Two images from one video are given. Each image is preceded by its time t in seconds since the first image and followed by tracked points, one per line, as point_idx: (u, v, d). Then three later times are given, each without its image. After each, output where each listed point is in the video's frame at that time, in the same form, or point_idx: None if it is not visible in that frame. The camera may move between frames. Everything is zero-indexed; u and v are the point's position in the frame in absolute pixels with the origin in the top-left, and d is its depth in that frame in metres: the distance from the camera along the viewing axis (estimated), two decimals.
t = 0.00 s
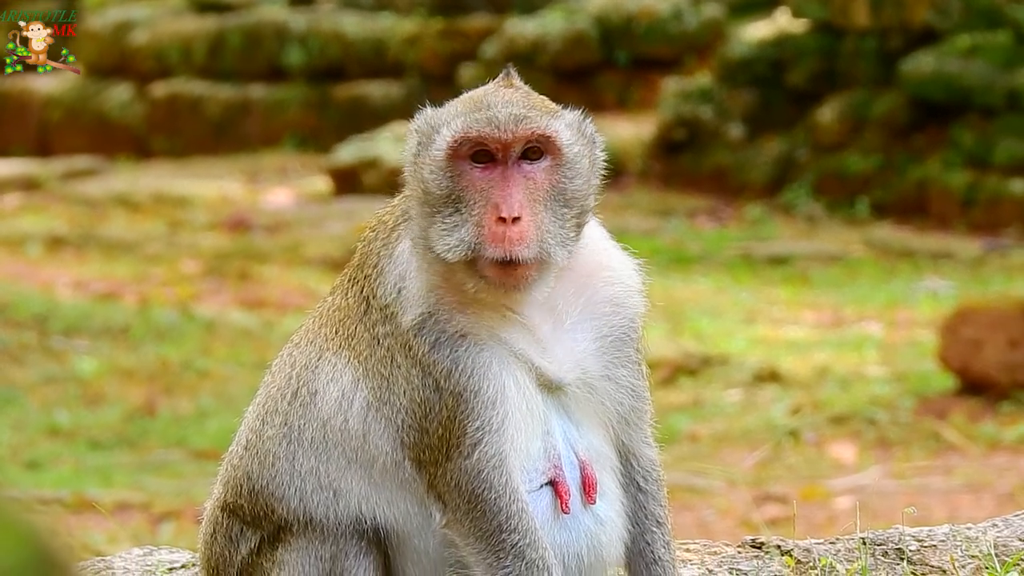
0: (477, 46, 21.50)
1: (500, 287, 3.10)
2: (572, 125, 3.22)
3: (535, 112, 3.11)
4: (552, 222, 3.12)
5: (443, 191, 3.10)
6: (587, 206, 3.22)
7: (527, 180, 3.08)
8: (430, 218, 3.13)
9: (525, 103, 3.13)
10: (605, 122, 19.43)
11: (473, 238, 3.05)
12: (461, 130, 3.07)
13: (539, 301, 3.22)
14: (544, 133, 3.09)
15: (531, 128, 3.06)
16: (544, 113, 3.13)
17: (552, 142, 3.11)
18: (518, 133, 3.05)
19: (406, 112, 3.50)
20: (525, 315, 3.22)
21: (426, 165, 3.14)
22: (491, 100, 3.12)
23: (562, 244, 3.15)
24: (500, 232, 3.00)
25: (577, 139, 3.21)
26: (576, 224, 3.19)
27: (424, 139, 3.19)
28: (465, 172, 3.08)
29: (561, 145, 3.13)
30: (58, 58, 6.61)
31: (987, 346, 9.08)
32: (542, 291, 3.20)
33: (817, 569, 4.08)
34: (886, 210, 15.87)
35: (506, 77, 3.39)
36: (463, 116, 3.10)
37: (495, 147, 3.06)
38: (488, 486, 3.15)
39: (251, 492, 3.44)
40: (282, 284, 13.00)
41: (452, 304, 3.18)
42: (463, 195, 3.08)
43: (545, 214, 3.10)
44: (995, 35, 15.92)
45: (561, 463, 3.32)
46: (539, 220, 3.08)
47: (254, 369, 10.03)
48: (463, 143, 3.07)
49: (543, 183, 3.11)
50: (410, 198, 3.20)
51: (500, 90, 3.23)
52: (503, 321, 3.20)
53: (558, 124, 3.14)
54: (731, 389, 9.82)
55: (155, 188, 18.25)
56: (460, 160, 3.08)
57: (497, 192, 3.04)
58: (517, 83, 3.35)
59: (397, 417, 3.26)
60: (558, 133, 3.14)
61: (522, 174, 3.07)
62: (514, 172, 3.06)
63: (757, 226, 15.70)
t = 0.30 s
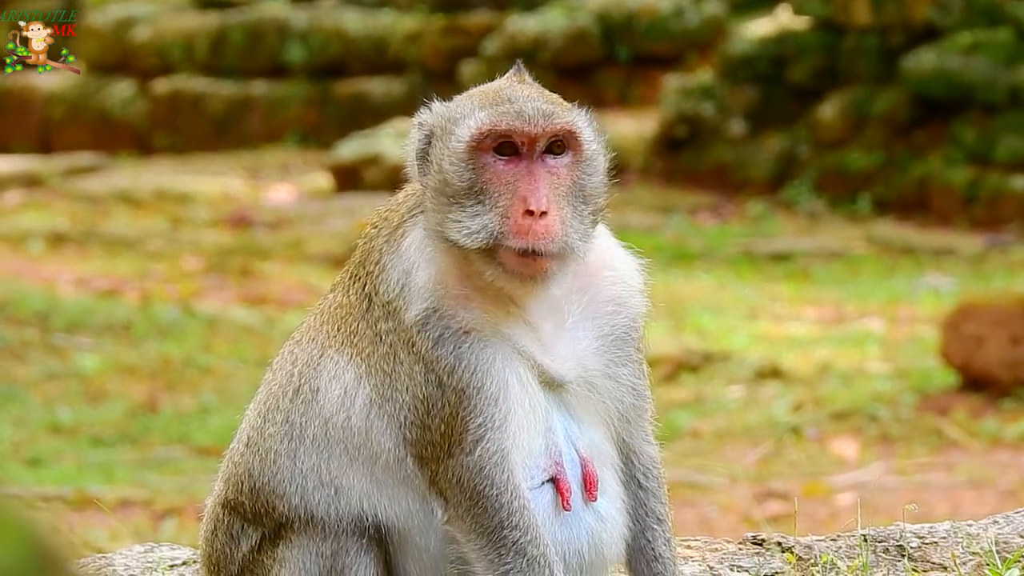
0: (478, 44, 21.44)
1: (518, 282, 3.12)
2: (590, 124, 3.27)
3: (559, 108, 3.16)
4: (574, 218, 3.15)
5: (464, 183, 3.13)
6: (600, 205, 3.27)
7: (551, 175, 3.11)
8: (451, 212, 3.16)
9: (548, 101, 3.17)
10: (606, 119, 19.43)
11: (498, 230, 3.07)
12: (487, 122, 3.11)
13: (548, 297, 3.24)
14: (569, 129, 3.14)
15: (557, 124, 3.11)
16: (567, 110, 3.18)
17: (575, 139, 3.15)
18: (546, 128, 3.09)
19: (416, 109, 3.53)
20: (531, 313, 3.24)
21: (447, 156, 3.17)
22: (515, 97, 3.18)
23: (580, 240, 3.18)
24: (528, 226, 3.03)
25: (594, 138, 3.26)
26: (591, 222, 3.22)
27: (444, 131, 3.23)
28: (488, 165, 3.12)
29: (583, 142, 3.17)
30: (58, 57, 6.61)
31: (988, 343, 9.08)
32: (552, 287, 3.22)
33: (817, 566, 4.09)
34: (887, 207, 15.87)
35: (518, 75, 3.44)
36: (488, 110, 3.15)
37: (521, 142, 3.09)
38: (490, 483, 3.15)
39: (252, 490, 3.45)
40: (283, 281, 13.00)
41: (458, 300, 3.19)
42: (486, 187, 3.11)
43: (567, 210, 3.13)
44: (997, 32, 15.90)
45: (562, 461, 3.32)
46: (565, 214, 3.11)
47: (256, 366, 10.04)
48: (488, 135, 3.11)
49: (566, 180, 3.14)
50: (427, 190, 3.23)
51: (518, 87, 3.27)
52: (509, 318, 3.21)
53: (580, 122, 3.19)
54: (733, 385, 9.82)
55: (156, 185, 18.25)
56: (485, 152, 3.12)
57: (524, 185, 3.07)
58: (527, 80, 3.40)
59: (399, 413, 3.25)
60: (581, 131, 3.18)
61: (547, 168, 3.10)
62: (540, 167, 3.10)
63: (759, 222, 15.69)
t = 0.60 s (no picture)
0: (478, 43, 21.45)
1: (540, 280, 3.14)
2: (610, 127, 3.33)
3: (583, 108, 3.20)
4: (597, 216, 3.19)
5: (488, 178, 3.15)
6: (614, 205, 3.31)
7: (577, 172, 3.14)
8: (475, 208, 3.17)
9: (572, 102, 3.22)
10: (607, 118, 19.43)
11: (526, 226, 3.09)
12: (516, 119, 3.14)
13: (564, 298, 3.26)
14: (593, 128, 3.18)
15: (583, 123, 3.15)
16: (589, 110, 3.23)
17: (598, 139, 3.20)
18: (573, 127, 3.13)
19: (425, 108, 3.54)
20: (542, 313, 3.25)
21: (471, 151, 3.18)
22: (539, 96, 3.21)
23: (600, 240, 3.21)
24: (558, 223, 3.07)
25: (612, 139, 3.31)
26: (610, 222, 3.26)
27: (465, 127, 3.24)
28: (513, 161, 3.14)
29: (605, 143, 3.22)
30: (58, 58, 6.60)
31: (989, 341, 9.08)
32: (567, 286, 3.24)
33: (817, 566, 4.09)
34: (888, 206, 15.87)
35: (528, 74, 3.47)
36: (513, 107, 3.17)
37: (548, 140, 3.13)
38: (493, 481, 3.15)
39: (253, 489, 3.45)
40: (284, 280, 13.01)
41: (467, 298, 3.19)
42: (512, 184, 3.13)
43: (591, 209, 3.16)
44: (998, 30, 15.90)
45: (564, 459, 3.32)
46: (592, 213, 3.15)
47: (257, 365, 10.04)
48: (516, 132, 3.14)
49: (590, 180, 3.18)
50: (449, 186, 3.24)
51: (536, 85, 3.31)
52: (518, 316, 3.22)
53: (603, 123, 3.24)
54: (734, 384, 9.82)
55: (157, 184, 18.25)
56: (511, 148, 3.14)
57: (553, 181, 3.10)
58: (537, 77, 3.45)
59: (403, 411, 3.25)
60: (603, 131, 3.23)
61: (574, 167, 3.14)
62: (567, 165, 3.13)
63: (759, 221, 15.69)
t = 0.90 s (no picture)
0: (478, 44, 21.45)
1: (552, 278, 3.15)
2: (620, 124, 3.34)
3: (596, 106, 3.21)
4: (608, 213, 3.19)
5: (502, 174, 3.14)
6: (622, 204, 3.32)
7: (589, 168, 3.15)
8: (487, 204, 3.16)
9: (584, 100, 3.22)
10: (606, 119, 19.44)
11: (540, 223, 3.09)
12: (532, 115, 3.13)
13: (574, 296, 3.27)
14: (606, 125, 3.18)
15: (597, 120, 3.15)
16: (601, 108, 3.23)
17: (610, 136, 3.20)
18: (587, 123, 3.13)
19: (430, 108, 3.53)
20: (548, 313, 3.25)
21: (484, 147, 3.17)
22: (552, 93, 3.21)
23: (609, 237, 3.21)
24: (573, 219, 3.07)
25: (622, 137, 3.32)
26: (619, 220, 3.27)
27: (476, 123, 3.23)
28: (527, 158, 3.13)
29: (616, 140, 3.22)
30: (57, 59, 6.60)
31: (989, 342, 9.09)
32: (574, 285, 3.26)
33: (817, 566, 4.09)
34: (887, 206, 15.88)
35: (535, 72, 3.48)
36: (527, 103, 3.17)
37: (562, 136, 3.13)
38: (496, 480, 3.15)
39: (254, 489, 3.45)
40: (284, 281, 13.01)
41: (472, 297, 3.19)
42: (527, 181, 3.12)
43: (603, 205, 3.17)
44: (997, 31, 15.89)
45: (566, 460, 3.32)
46: (604, 210, 3.16)
47: (256, 366, 10.05)
48: (531, 128, 3.13)
49: (602, 177, 3.19)
50: (460, 184, 3.24)
51: (547, 83, 3.31)
52: (524, 315, 3.22)
53: (614, 120, 3.25)
54: (733, 384, 9.82)
55: (157, 185, 18.24)
56: (524, 145, 3.13)
57: (568, 178, 3.11)
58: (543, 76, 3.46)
59: (406, 410, 3.25)
60: (614, 129, 3.24)
61: (587, 163, 3.15)
62: (581, 161, 3.14)
63: (758, 221, 15.69)
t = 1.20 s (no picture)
0: (478, 44, 21.45)
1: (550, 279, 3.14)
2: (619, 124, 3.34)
3: (594, 107, 3.21)
4: (606, 214, 3.19)
5: (499, 175, 3.14)
6: (622, 207, 3.33)
7: (586, 169, 3.15)
8: (485, 205, 3.16)
9: (583, 101, 3.22)
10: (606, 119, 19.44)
11: (537, 223, 3.09)
12: (528, 116, 3.13)
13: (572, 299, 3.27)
14: (603, 126, 3.18)
15: (594, 121, 3.15)
16: (599, 109, 3.23)
17: (607, 137, 3.20)
18: (584, 124, 3.13)
19: (430, 109, 3.53)
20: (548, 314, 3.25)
21: (481, 148, 3.17)
22: (550, 93, 3.21)
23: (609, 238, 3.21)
24: (569, 219, 3.07)
25: (621, 138, 3.32)
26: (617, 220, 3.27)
27: (474, 123, 3.23)
28: (524, 158, 3.13)
29: (613, 142, 3.22)
30: (57, 58, 6.60)
31: (989, 342, 9.09)
32: (574, 286, 3.26)
33: (816, 567, 4.09)
34: (887, 206, 15.88)
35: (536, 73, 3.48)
36: (525, 103, 3.17)
37: (559, 136, 3.12)
38: (496, 481, 3.15)
39: (254, 490, 3.44)
40: (284, 281, 13.00)
41: (472, 298, 3.19)
42: (524, 180, 3.12)
43: (600, 206, 3.17)
44: (997, 31, 15.88)
45: (566, 461, 3.32)
46: (602, 210, 3.15)
47: (256, 366, 10.04)
48: (528, 128, 3.13)
49: (599, 177, 3.19)
50: (459, 184, 3.24)
51: (547, 84, 3.30)
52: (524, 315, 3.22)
53: (612, 121, 3.25)
54: (733, 385, 9.82)
55: (156, 185, 18.24)
56: (520, 145, 3.13)
57: (564, 178, 3.11)
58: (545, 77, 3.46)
59: (408, 411, 3.25)
60: (612, 130, 3.23)
61: (584, 164, 3.14)
62: (577, 161, 3.14)
63: (758, 222, 15.69)
